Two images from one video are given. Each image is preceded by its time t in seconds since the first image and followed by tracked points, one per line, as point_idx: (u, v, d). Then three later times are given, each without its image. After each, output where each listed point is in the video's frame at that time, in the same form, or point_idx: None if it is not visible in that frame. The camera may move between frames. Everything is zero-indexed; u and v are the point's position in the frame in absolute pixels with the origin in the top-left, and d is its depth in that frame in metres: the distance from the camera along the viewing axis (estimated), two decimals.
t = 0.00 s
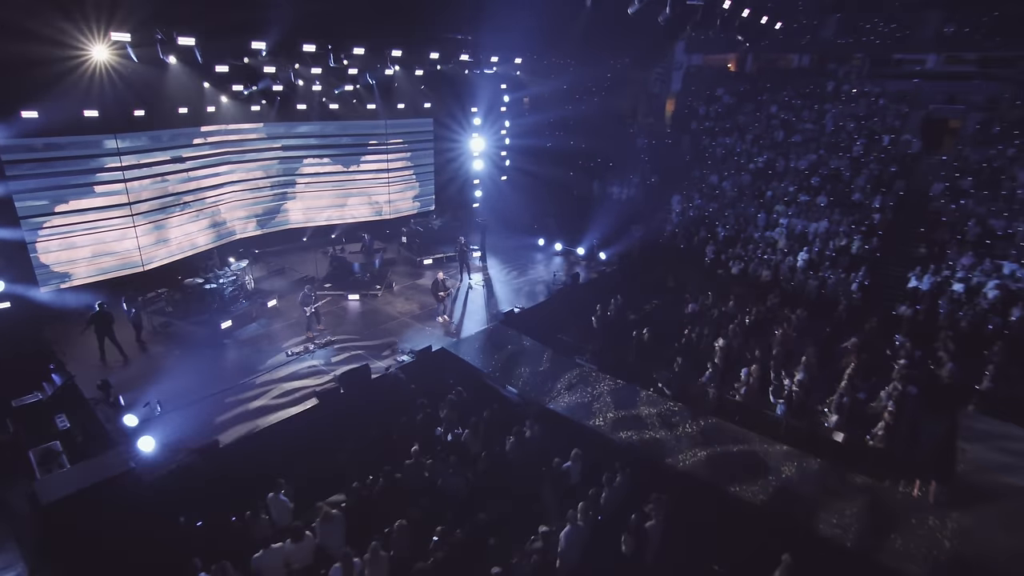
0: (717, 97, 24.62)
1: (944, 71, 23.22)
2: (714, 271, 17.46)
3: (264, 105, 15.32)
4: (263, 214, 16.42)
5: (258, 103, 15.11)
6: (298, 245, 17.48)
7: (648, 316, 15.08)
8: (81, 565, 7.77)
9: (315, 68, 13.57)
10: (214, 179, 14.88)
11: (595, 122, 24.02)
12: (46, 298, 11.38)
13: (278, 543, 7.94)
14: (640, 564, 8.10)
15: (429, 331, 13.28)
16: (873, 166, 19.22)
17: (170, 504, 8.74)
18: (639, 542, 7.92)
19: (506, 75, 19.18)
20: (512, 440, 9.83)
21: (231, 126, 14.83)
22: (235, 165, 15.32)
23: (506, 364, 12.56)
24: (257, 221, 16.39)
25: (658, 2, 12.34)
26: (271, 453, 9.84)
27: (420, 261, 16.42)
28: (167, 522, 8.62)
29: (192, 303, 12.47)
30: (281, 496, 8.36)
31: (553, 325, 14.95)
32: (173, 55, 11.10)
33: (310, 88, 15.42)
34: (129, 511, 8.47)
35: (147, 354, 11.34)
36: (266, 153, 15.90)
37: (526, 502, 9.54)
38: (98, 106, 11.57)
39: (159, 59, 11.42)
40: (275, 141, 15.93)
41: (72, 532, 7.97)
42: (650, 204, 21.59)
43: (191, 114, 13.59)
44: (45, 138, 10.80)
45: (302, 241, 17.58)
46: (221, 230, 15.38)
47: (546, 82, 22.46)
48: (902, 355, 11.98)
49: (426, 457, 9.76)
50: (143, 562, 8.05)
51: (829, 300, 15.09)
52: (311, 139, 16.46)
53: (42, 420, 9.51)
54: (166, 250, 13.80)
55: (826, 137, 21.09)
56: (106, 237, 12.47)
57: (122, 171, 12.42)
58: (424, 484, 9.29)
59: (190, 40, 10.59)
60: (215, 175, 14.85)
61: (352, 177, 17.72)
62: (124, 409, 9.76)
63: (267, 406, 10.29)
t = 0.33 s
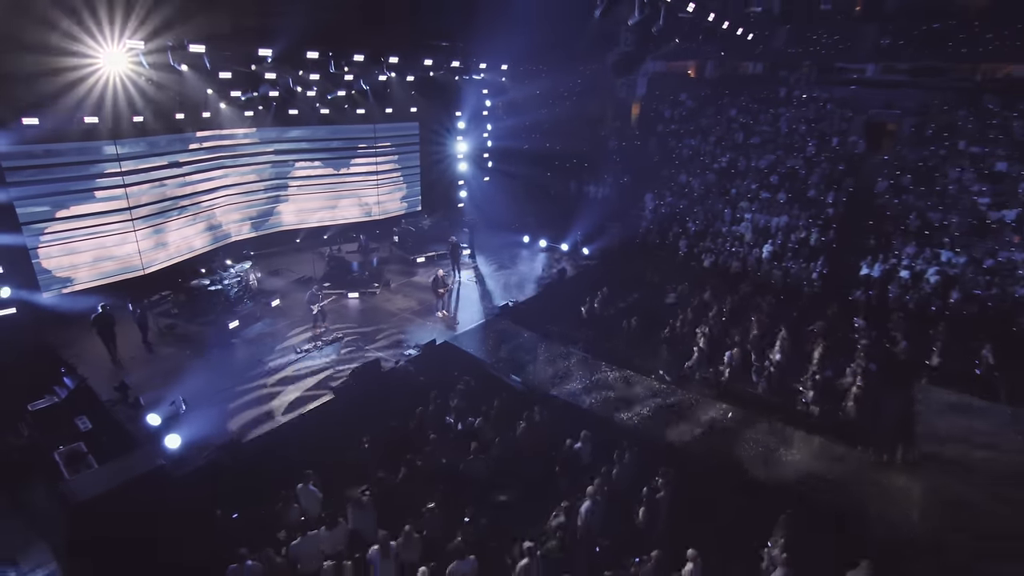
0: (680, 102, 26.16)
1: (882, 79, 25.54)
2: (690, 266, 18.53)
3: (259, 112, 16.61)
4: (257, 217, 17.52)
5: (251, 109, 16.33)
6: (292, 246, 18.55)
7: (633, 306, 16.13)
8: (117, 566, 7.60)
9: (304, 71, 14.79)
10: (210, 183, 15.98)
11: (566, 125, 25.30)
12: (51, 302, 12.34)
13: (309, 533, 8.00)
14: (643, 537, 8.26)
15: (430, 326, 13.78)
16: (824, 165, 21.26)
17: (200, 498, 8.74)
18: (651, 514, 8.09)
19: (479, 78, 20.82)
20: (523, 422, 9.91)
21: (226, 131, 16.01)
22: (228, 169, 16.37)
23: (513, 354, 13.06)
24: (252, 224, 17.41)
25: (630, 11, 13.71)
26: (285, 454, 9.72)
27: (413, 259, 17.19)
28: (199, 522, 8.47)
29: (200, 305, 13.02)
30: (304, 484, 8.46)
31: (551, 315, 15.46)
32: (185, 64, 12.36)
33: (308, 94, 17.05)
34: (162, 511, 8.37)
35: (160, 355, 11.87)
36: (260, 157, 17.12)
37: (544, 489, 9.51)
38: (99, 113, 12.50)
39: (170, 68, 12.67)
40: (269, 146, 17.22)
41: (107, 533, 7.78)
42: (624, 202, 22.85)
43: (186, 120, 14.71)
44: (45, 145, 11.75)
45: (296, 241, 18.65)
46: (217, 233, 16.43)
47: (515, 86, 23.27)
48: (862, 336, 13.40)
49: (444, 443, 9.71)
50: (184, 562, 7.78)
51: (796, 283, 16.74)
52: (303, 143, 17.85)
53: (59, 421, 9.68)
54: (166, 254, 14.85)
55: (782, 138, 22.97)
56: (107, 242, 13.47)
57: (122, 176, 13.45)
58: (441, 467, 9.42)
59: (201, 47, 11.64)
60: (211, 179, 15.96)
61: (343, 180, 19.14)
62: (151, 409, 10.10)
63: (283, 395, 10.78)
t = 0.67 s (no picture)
0: (650, 100, 27.27)
1: (836, 78, 27.14)
2: (668, 255, 19.40)
3: (240, 112, 16.75)
4: (242, 217, 17.68)
5: (234, 108, 16.51)
6: (278, 246, 18.81)
7: (618, 297, 16.80)
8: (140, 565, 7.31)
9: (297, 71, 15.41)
10: (195, 184, 16.01)
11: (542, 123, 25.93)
12: (40, 307, 12.27)
13: (336, 526, 7.87)
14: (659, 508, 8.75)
15: (428, 321, 14.10)
16: (788, 159, 22.56)
17: (220, 497, 8.55)
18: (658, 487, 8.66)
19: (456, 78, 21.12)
20: (529, 410, 10.18)
21: (210, 131, 16.11)
22: (212, 169, 16.47)
23: (513, 345, 13.50)
24: (237, 224, 17.55)
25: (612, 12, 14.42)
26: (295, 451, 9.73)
27: (401, 256, 17.70)
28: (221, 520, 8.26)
29: (192, 306, 12.75)
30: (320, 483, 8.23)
31: (542, 308, 16.06)
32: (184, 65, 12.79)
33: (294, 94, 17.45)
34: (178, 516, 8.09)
35: (160, 358, 11.87)
36: (244, 157, 17.27)
37: (551, 473, 9.57)
38: (82, 112, 12.31)
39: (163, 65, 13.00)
40: (252, 146, 17.38)
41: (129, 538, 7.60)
42: (600, 197, 23.64)
43: (171, 120, 14.76)
44: (29, 146, 11.54)
45: (282, 241, 18.92)
46: (202, 234, 16.53)
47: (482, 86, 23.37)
48: (833, 318, 14.42)
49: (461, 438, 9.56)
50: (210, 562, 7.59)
51: (769, 271, 17.80)
52: (286, 142, 18.12)
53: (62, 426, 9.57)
54: (153, 255, 14.85)
55: (746, 134, 24.22)
56: (92, 245, 13.33)
57: (107, 178, 13.33)
58: (458, 457, 9.39)
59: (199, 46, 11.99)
60: (195, 180, 16.00)
61: (327, 178, 19.47)
62: (163, 412, 10.03)
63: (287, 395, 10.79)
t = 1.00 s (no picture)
0: (618, 95, 27.96)
1: (792, 73, 28.49)
2: (645, 244, 20.04)
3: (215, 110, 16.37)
4: (219, 217, 17.33)
5: (209, 106, 16.14)
6: (258, 245, 18.48)
7: (600, 287, 17.34)
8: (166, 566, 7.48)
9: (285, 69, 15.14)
10: (171, 183, 15.64)
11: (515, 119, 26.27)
12: (16, 313, 11.82)
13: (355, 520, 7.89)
14: (661, 481, 9.28)
15: (421, 316, 14.26)
16: (753, 151, 23.59)
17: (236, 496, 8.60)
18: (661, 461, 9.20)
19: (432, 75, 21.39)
20: (534, 399, 10.41)
21: (184, 129, 15.72)
22: (188, 168, 16.11)
23: (506, 335, 13.74)
24: (215, 224, 17.20)
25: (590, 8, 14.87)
26: (304, 452, 9.74)
27: (386, 252, 17.72)
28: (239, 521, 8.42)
29: (181, 309, 12.54)
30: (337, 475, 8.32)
31: (529, 299, 16.44)
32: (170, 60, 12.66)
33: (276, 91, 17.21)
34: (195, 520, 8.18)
35: (150, 361, 11.65)
36: (220, 155, 16.97)
37: (557, 457, 9.90)
38: (55, 111, 11.82)
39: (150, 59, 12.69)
40: (228, 143, 17.07)
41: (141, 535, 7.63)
42: (576, 190, 24.13)
43: (146, 117, 14.29)
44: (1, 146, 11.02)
45: (261, 241, 18.60)
46: (179, 235, 16.15)
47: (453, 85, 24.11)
48: (805, 302, 15.31)
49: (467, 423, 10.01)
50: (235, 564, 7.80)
51: (741, 258, 18.69)
52: (263, 140, 17.82)
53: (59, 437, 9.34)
54: (130, 258, 14.41)
55: (712, 128, 25.19)
56: (68, 249, 12.86)
57: (82, 178, 12.88)
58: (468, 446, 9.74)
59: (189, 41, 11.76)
60: (171, 179, 15.62)
61: (305, 176, 19.28)
62: (168, 414, 9.80)
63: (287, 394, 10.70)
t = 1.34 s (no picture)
0: (585, 89, 28.55)
1: (750, 68, 29.73)
2: (620, 234, 20.68)
3: (185, 107, 15.86)
4: (195, 216, 16.93)
5: (181, 102, 15.65)
6: (235, 245, 18.17)
7: (581, 276, 17.78)
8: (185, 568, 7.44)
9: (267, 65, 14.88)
10: (144, 182, 15.18)
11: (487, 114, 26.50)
12: None
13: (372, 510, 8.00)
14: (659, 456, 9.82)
15: (413, 310, 14.41)
16: (717, 143, 24.55)
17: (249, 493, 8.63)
18: (659, 438, 9.71)
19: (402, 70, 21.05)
20: (533, 385, 10.76)
21: (157, 126, 15.23)
22: (161, 166, 15.68)
23: (498, 325, 14.01)
24: (190, 224, 16.81)
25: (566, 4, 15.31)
26: (313, 448, 9.78)
27: (368, 249, 17.68)
28: (253, 520, 8.42)
29: (167, 310, 12.27)
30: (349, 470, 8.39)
31: (515, 290, 16.81)
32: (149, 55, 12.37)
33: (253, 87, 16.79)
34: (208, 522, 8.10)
35: (139, 364, 11.39)
36: (193, 153, 16.57)
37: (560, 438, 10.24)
38: (24, 108, 11.37)
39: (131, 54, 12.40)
40: (201, 141, 16.65)
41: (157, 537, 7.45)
42: (550, 183, 24.57)
43: (118, 114, 13.78)
44: None
45: (239, 240, 18.30)
46: (154, 235, 15.71)
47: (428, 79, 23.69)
48: (776, 286, 16.21)
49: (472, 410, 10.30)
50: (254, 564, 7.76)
51: (713, 246, 19.54)
52: (237, 137, 17.44)
53: (54, 445, 9.10)
54: (106, 260, 13.92)
55: (677, 122, 26.06)
56: (42, 252, 12.37)
57: (54, 178, 12.39)
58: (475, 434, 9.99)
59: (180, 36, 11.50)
60: (144, 178, 15.16)
61: (281, 173, 19.03)
62: (172, 416, 9.68)
63: (287, 387, 10.61)
